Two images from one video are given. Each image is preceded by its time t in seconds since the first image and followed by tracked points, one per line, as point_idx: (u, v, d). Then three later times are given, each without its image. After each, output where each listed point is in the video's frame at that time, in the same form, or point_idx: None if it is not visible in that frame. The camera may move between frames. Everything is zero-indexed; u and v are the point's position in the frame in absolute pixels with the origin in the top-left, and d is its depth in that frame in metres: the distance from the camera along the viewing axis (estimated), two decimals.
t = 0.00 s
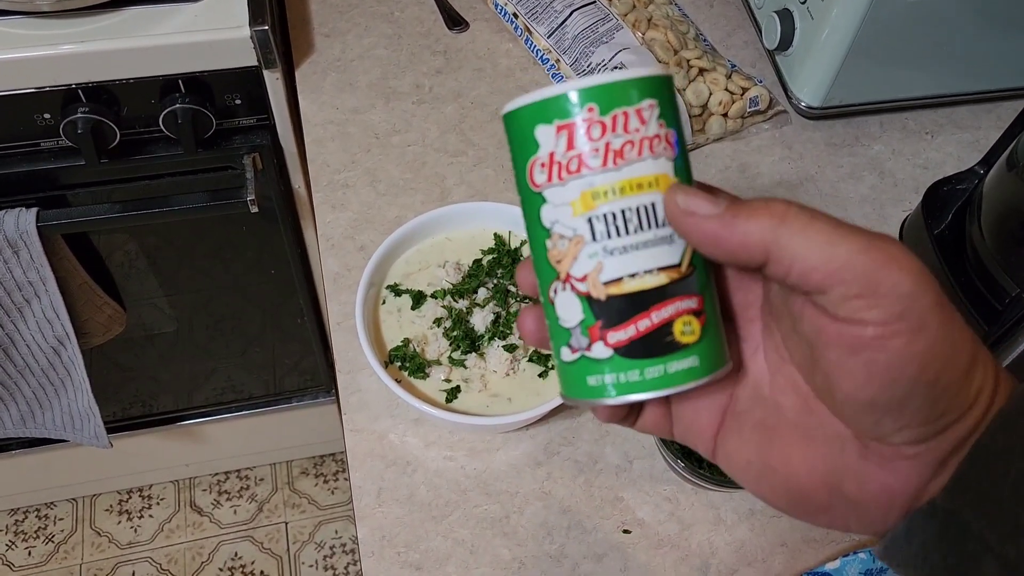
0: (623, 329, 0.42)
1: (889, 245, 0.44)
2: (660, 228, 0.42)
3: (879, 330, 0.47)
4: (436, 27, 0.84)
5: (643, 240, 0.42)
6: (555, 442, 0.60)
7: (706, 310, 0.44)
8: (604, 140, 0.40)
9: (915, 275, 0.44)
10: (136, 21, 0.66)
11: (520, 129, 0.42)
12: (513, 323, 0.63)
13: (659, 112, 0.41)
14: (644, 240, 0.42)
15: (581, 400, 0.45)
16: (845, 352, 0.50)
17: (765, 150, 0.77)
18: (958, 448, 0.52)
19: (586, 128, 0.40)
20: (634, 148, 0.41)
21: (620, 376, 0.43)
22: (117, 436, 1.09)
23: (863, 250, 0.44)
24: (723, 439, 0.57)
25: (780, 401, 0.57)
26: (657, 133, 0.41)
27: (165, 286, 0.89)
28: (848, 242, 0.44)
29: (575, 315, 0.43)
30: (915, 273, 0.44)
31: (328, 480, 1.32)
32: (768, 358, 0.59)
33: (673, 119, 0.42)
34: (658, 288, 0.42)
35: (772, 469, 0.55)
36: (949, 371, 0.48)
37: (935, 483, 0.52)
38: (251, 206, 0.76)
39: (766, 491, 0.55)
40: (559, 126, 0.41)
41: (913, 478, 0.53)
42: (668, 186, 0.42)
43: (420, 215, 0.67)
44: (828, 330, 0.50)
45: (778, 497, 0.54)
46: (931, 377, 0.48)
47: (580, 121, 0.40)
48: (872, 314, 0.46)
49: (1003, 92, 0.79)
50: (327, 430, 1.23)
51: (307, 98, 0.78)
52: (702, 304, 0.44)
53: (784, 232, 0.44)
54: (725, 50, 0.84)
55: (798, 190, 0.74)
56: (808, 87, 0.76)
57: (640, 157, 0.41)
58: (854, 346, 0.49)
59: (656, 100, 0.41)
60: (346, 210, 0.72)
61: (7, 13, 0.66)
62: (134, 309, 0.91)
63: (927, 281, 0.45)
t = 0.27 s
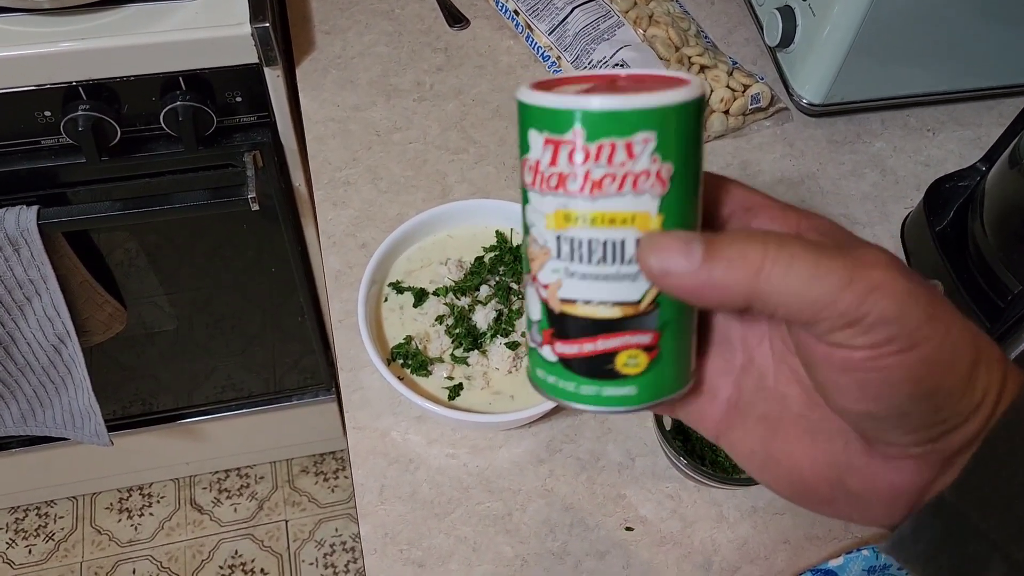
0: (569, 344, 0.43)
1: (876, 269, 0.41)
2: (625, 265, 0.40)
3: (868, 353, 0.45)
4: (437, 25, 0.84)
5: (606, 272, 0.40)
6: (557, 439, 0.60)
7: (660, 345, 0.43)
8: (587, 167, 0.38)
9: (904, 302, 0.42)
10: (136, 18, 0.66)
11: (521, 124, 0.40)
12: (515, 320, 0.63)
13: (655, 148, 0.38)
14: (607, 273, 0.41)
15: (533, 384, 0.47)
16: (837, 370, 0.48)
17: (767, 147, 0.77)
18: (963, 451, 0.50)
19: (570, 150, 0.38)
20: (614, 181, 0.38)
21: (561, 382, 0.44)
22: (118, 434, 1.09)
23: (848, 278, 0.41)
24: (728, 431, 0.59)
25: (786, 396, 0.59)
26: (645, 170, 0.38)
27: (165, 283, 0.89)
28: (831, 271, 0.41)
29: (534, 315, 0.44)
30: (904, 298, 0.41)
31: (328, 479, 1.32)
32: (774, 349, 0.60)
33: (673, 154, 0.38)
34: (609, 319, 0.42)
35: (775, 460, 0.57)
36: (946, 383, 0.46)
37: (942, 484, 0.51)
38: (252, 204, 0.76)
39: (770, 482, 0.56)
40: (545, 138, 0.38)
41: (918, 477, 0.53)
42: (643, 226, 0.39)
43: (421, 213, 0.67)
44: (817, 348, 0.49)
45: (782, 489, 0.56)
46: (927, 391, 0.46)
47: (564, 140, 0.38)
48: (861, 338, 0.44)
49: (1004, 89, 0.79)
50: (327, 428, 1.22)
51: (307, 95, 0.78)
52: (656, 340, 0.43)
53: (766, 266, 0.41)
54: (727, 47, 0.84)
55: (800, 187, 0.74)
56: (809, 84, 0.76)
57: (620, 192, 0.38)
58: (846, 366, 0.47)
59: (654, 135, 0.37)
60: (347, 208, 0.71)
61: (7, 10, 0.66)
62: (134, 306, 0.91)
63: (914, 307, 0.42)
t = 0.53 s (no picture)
0: (527, 330, 0.43)
1: (818, 305, 0.40)
2: (578, 295, 0.38)
3: (827, 379, 0.45)
4: (437, 23, 0.84)
5: (560, 293, 0.39)
6: (557, 438, 0.60)
7: (609, 357, 0.42)
8: (546, 206, 0.35)
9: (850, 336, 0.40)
10: (136, 17, 0.66)
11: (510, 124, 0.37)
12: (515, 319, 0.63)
13: (615, 205, 0.34)
14: (561, 294, 0.39)
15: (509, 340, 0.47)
16: (801, 397, 0.48)
17: (766, 145, 0.77)
18: (952, 458, 0.48)
19: (533, 184, 0.35)
20: (570, 226, 0.35)
21: (520, 354, 0.45)
22: (117, 433, 1.09)
23: (791, 313, 0.40)
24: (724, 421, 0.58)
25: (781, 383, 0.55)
26: (602, 224, 0.35)
27: (164, 282, 0.89)
28: (773, 306, 0.40)
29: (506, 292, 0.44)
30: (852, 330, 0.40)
31: (327, 477, 1.32)
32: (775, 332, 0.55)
33: (638, 212, 0.35)
34: (559, 329, 0.41)
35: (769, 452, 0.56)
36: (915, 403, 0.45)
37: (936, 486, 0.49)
38: (251, 202, 0.76)
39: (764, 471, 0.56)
40: (516, 160, 0.36)
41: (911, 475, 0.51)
42: (594, 271, 0.37)
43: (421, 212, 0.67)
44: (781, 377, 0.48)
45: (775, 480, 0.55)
46: (897, 412, 0.45)
47: (529, 172, 0.35)
48: (818, 367, 0.43)
49: (1004, 87, 0.79)
50: (326, 426, 1.22)
51: (307, 93, 0.78)
52: (604, 353, 0.41)
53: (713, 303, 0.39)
54: (726, 45, 0.83)
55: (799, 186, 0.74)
56: (809, 82, 0.76)
57: (574, 236, 0.36)
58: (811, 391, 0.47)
59: (615, 194, 0.34)
60: (347, 206, 0.71)
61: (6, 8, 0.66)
62: (133, 305, 0.91)
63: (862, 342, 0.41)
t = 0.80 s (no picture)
0: (527, 325, 0.42)
1: (817, 307, 0.39)
2: (580, 298, 0.38)
3: (826, 382, 0.44)
4: (435, 21, 0.84)
5: (563, 295, 0.39)
6: (555, 437, 0.60)
7: (608, 357, 0.42)
8: (552, 210, 0.35)
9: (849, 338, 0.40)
10: (132, 15, 0.66)
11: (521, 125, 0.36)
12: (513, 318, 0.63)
13: (621, 216, 0.34)
14: (564, 296, 0.39)
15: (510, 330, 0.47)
16: (800, 398, 0.48)
17: (765, 144, 0.77)
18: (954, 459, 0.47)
19: (540, 189, 0.35)
20: (575, 232, 0.35)
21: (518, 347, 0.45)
22: (115, 432, 1.09)
23: (789, 315, 0.39)
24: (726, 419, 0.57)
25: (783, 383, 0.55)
26: (607, 231, 0.35)
27: (162, 281, 0.88)
28: (771, 308, 0.40)
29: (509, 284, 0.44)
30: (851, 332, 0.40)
31: (327, 475, 1.32)
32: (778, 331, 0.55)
33: (643, 223, 0.35)
34: (558, 328, 0.41)
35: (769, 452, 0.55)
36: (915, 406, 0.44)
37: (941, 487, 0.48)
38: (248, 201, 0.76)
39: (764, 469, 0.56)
40: (525, 164, 0.36)
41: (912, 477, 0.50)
42: (598, 276, 0.37)
43: (419, 211, 0.67)
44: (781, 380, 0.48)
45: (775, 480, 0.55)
46: (896, 415, 0.45)
47: (537, 177, 0.35)
48: (817, 369, 0.43)
49: (1003, 85, 0.79)
50: (325, 425, 1.22)
51: (304, 92, 0.78)
52: (603, 353, 0.41)
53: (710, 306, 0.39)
54: (725, 43, 0.83)
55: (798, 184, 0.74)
56: (808, 80, 0.76)
57: (578, 242, 0.36)
58: (809, 395, 0.47)
59: (620, 206, 0.34)
60: (344, 205, 0.71)
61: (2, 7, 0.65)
62: (131, 304, 0.91)
63: (861, 344, 0.40)
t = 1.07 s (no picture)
0: (526, 328, 0.42)
1: (820, 307, 0.39)
2: (580, 298, 0.38)
3: (826, 383, 0.44)
4: (432, 20, 0.83)
5: (562, 295, 0.39)
6: (552, 436, 0.60)
7: (607, 360, 0.42)
8: (553, 208, 0.35)
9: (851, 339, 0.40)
10: (128, 14, 0.65)
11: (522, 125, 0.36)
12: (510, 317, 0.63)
13: (622, 212, 0.34)
14: (563, 296, 0.39)
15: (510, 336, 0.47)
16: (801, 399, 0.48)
17: (763, 142, 0.77)
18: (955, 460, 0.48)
19: (542, 187, 0.35)
20: (576, 229, 0.35)
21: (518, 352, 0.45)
22: (113, 431, 1.09)
23: (791, 316, 0.39)
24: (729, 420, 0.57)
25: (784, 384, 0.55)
26: (608, 229, 0.35)
27: (159, 280, 0.88)
28: (772, 308, 0.39)
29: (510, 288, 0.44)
30: (854, 332, 0.40)
31: (325, 474, 1.32)
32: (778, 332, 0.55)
33: (644, 221, 0.35)
34: (558, 329, 0.41)
35: (770, 453, 0.55)
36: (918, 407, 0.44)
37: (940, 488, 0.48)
38: (245, 199, 0.76)
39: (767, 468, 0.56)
40: (527, 162, 0.35)
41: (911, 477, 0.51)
42: (598, 275, 0.37)
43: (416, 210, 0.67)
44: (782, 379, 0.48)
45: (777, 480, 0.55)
46: (899, 416, 0.44)
47: (539, 174, 0.35)
48: (820, 370, 0.43)
49: (1000, 83, 0.79)
50: (323, 424, 1.22)
51: (302, 91, 0.77)
52: (602, 356, 0.41)
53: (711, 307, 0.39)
54: (723, 41, 0.83)
55: (796, 182, 0.74)
56: (806, 79, 0.75)
57: (580, 239, 0.36)
58: (810, 397, 0.47)
59: (621, 202, 0.34)
60: (341, 204, 0.71)
61: None
62: (129, 303, 0.91)
63: (864, 344, 0.40)
